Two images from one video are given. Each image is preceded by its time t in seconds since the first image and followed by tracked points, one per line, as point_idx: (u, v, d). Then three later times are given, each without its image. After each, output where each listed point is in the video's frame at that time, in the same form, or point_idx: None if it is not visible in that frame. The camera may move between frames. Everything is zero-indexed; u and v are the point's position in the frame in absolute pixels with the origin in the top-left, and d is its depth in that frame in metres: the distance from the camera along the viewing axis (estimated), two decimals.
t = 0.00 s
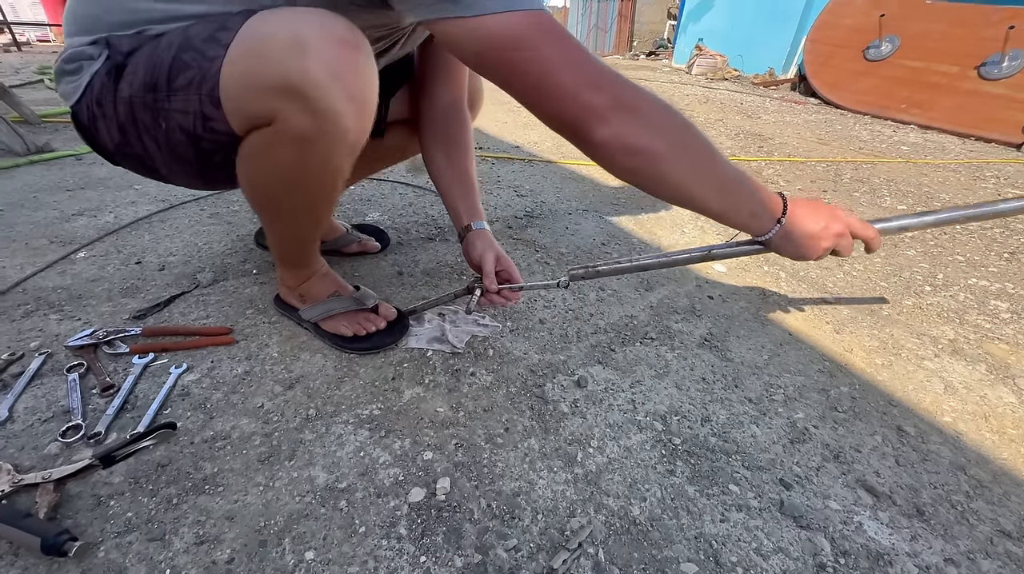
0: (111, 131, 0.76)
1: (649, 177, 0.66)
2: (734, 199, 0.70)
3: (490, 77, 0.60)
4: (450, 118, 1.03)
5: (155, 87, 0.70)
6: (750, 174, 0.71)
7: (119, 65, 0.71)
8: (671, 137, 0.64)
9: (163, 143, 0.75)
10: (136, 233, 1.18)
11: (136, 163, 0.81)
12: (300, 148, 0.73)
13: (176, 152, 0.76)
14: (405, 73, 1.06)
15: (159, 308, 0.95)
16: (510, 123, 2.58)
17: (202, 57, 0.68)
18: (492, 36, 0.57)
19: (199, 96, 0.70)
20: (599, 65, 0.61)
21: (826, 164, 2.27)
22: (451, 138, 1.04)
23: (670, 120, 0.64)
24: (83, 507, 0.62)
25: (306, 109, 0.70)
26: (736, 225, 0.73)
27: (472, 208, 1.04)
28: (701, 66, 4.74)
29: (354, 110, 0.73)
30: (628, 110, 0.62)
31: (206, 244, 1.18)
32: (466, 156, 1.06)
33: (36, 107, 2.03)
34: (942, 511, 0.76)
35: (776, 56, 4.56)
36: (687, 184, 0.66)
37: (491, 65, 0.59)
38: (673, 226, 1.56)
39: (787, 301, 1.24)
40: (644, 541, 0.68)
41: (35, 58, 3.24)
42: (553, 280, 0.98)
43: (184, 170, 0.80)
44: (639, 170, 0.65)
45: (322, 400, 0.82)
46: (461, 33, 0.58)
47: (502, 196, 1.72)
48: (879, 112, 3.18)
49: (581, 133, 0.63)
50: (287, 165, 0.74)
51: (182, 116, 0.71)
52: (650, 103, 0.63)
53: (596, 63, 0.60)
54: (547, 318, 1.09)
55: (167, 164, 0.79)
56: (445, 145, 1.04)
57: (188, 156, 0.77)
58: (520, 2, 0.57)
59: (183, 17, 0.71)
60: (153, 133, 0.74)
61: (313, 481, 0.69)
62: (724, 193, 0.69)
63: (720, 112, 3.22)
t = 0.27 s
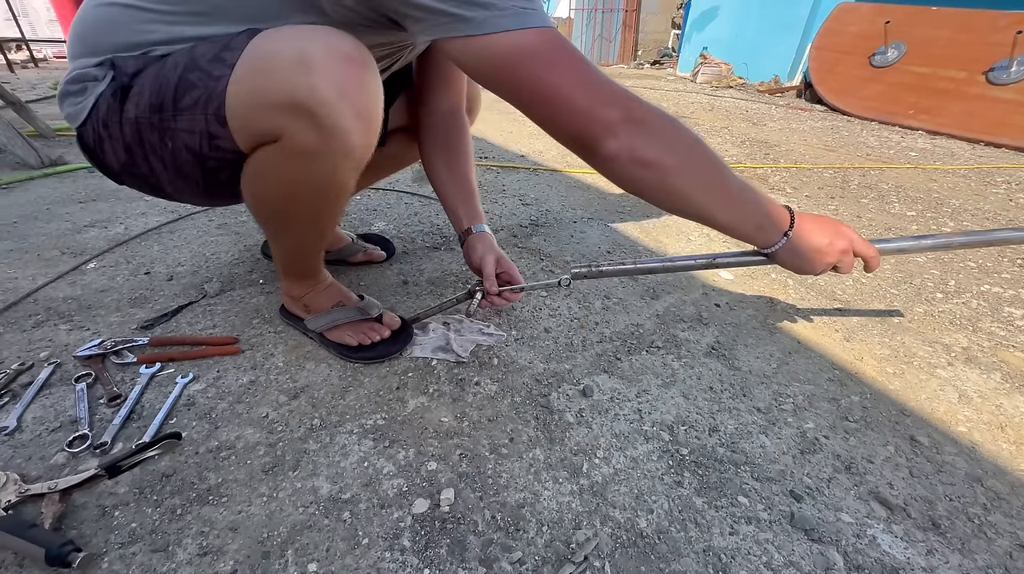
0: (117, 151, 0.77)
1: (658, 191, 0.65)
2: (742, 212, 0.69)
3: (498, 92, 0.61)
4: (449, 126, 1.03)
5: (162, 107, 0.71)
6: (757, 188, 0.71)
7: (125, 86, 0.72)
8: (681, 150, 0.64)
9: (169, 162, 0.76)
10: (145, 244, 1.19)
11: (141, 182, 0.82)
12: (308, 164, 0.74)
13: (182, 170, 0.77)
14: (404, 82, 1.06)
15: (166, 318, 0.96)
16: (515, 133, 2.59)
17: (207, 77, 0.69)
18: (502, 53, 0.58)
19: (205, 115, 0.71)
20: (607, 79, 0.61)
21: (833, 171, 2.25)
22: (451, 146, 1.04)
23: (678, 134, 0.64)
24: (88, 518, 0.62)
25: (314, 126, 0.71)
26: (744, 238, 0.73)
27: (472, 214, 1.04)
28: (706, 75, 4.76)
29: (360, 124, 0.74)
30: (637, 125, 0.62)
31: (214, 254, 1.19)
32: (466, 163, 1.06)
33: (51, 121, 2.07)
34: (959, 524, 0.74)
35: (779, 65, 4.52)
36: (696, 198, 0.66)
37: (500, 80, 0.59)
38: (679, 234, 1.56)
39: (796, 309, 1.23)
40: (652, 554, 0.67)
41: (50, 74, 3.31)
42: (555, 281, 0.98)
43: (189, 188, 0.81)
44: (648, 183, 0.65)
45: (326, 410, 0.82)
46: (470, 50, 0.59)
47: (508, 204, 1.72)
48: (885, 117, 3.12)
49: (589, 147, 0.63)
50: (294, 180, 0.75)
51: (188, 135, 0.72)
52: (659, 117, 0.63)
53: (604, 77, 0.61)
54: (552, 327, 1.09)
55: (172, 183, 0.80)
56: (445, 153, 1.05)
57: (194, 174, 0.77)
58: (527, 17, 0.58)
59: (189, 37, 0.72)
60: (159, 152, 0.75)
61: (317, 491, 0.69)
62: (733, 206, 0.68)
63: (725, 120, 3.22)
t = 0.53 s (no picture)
0: (133, 170, 0.79)
1: (659, 209, 0.66)
2: (744, 230, 0.70)
3: (501, 111, 0.62)
4: (455, 142, 1.04)
5: (178, 127, 0.73)
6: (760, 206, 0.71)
7: (141, 107, 0.74)
8: (682, 168, 0.65)
9: (184, 180, 0.78)
10: (160, 258, 1.22)
11: (156, 199, 0.84)
12: (318, 182, 0.75)
13: (196, 188, 0.79)
14: (410, 99, 1.08)
15: (179, 331, 0.97)
16: (523, 145, 2.62)
17: (221, 98, 0.71)
18: (504, 73, 0.59)
19: (219, 135, 0.73)
20: (608, 99, 0.62)
21: (842, 180, 2.24)
22: (457, 161, 1.06)
23: (680, 152, 0.65)
24: (100, 530, 0.62)
25: (323, 144, 0.73)
26: (746, 256, 0.73)
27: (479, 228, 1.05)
28: (714, 85, 4.80)
29: (368, 142, 0.76)
30: (638, 143, 0.63)
31: (226, 268, 1.21)
32: (473, 177, 1.07)
33: (70, 138, 2.12)
34: (976, 542, 0.73)
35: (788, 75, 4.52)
36: (697, 215, 0.67)
37: (502, 100, 0.61)
38: (687, 245, 1.56)
39: (806, 320, 1.22)
40: (660, 570, 0.67)
41: (69, 92, 3.41)
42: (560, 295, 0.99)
43: (203, 205, 0.83)
44: (649, 201, 0.66)
45: (335, 422, 0.82)
46: (472, 70, 0.60)
47: (515, 216, 1.73)
48: (896, 126, 3.11)
49: (591, 165, 0.64)
50: (304, 197, 0.77)
51: (203, 154, 0.74)
52: (660, 136, 0.64)
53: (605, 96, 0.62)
54: (559, 339, 1.09)
55: (186, 200, 0.82)
56: (451, 168, 1.06)
57: (208, 192, 0.79)
58: (529, 39, 0.59)
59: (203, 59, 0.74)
60: (175, 170, 0.77)
61: (325, 504, 0.70)
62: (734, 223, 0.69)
63: (733, 129, 3.22)
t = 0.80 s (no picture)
0: (172, 195, 0.84)
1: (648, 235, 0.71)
2: (725, 255, 0.76)
3: (504, 143, 0.66)
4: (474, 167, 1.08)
5: (215, 156, 0.78)
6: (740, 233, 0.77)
7: (181, 137, 0.80)
8: (669, 199, 0.70)
9: (219, 204, 0.83)
10: (187, 275, 1.27)
11: (192, 221, 0.90)
12: (342, 207, 0.80)
13: (229, 211, 0.84)
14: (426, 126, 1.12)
15: (207, 346, 1.01)
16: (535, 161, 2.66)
17: (255, 129, 0.76)
18: (508, 110, 0.63)
19: (253, 163, 0.78)
20: (603, 134, 0.67)
21: (854, 195, 2.25)
22: (474, 187, 1.10)
23: (668, 184, 0.70)
24: (136, 538, 0.65)
25: (347, 172, 0.77)
26: (727, 278, 0.79)
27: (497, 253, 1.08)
28: (723, 99, 4.92)
29: (389, 170, 0.81)
30: (631, 177, 0.68)
31: (250, 285, 1.25)
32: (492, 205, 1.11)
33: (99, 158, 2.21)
34: (989, 562, 0.74)
35: (797, 88, 4.51)
36: (682, 241, 0.72)
37: (505, 133, 0.65)
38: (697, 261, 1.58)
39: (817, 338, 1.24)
40: None
41: (98, 112, 3.54)
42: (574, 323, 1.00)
43: (234, 227, 0.88)
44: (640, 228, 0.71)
45: (356, 437, 0.86)
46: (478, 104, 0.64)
47: (527, 233, 1.77)
48: (909, 138, 3.14)
49: (586, 195, 0.69)
50: (329, 221, 0.81)
51: (237, 180, 0.79)
52: (651, 170, 0.69)
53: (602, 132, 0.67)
54: (572, 356, 1.12)
55: (220, 223, 0.87)
56: (469, 194, 1.10)
57: (240, 216, 0.84)
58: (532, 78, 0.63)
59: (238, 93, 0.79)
60: (211, 196, 0.82)
61: (347, 517, 0.72)
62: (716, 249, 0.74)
63: (744, 143, 3.24)
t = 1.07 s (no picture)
0: (223, 227, 0.93)
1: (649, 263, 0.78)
2: (724, 281, 0.81)
3: (517, 181, 0.73)
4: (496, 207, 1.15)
5: (263, 197, 0.86)
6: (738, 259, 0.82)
7: (234, 177, 0.88)
8: (669, 229, 0.76)
9: (264, 238, 0.91)
10: (223, 299, 1.35)
11: (239, 250, 0.98)
12: (372, 247, 0.87)
13: (273, 245, 0.92)
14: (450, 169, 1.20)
15: (245, 368, 1.09)
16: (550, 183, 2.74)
17: (299, 174, 0.84)
18: (522, 153, 0.69)
19: (296, 204, 0.85)
20: (610, 171, 0.73)
21: (868, 216, 2.29)
22: (495, 223, 1.16)
23: (669, 216, 0.76)
24: (190, 548, 0.72)
25: (377, 216, 0.84)
26: (727, 302, 0.85)
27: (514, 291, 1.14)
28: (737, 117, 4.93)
29: (416, 214, 0.87)
30: (633, 211, 0.74)
31: (282, 308, 1.33)
32: (511, 244, 1.17)
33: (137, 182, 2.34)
34: None
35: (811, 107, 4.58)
36: (682, 269, 0.78)
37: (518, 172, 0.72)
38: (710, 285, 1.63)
39: (826, 363, 1.28)
40: None
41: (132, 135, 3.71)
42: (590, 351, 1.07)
43: (277, 258, 0.96)
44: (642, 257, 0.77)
45: (385, 456, 0.91)
46: (492, 146, 0.70)
47: (543, 256, 1.83)
48: (924, 156, 3.18)
49: (592, 227, 0.75)
50: (360, 259, 0.88)
51: (281, 219, 0.87)
52: (653, 203, 0.75)
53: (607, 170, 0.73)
54: (587, 380, 1.17)
55: (265, 253, 0.95)
56: (489, 228, 1.16)
57: (282, 249, 0.92)
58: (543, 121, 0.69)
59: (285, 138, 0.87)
60: (258, 231, 0.90)
61: (379, 532, 0.78)
62: (715, 275, 0.80)
63: (757, 163, 3.30)
